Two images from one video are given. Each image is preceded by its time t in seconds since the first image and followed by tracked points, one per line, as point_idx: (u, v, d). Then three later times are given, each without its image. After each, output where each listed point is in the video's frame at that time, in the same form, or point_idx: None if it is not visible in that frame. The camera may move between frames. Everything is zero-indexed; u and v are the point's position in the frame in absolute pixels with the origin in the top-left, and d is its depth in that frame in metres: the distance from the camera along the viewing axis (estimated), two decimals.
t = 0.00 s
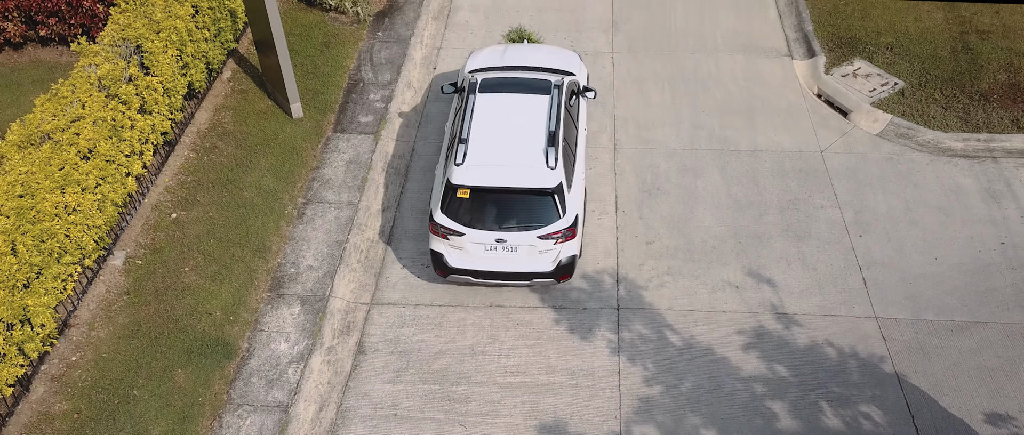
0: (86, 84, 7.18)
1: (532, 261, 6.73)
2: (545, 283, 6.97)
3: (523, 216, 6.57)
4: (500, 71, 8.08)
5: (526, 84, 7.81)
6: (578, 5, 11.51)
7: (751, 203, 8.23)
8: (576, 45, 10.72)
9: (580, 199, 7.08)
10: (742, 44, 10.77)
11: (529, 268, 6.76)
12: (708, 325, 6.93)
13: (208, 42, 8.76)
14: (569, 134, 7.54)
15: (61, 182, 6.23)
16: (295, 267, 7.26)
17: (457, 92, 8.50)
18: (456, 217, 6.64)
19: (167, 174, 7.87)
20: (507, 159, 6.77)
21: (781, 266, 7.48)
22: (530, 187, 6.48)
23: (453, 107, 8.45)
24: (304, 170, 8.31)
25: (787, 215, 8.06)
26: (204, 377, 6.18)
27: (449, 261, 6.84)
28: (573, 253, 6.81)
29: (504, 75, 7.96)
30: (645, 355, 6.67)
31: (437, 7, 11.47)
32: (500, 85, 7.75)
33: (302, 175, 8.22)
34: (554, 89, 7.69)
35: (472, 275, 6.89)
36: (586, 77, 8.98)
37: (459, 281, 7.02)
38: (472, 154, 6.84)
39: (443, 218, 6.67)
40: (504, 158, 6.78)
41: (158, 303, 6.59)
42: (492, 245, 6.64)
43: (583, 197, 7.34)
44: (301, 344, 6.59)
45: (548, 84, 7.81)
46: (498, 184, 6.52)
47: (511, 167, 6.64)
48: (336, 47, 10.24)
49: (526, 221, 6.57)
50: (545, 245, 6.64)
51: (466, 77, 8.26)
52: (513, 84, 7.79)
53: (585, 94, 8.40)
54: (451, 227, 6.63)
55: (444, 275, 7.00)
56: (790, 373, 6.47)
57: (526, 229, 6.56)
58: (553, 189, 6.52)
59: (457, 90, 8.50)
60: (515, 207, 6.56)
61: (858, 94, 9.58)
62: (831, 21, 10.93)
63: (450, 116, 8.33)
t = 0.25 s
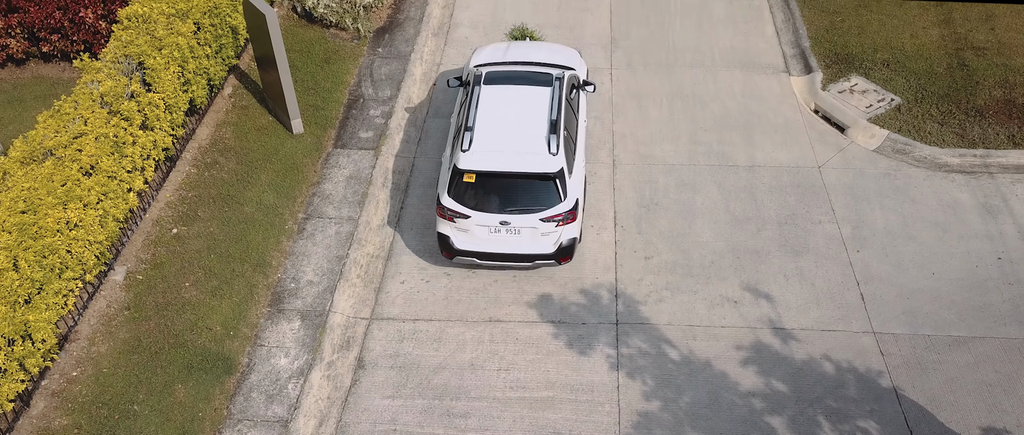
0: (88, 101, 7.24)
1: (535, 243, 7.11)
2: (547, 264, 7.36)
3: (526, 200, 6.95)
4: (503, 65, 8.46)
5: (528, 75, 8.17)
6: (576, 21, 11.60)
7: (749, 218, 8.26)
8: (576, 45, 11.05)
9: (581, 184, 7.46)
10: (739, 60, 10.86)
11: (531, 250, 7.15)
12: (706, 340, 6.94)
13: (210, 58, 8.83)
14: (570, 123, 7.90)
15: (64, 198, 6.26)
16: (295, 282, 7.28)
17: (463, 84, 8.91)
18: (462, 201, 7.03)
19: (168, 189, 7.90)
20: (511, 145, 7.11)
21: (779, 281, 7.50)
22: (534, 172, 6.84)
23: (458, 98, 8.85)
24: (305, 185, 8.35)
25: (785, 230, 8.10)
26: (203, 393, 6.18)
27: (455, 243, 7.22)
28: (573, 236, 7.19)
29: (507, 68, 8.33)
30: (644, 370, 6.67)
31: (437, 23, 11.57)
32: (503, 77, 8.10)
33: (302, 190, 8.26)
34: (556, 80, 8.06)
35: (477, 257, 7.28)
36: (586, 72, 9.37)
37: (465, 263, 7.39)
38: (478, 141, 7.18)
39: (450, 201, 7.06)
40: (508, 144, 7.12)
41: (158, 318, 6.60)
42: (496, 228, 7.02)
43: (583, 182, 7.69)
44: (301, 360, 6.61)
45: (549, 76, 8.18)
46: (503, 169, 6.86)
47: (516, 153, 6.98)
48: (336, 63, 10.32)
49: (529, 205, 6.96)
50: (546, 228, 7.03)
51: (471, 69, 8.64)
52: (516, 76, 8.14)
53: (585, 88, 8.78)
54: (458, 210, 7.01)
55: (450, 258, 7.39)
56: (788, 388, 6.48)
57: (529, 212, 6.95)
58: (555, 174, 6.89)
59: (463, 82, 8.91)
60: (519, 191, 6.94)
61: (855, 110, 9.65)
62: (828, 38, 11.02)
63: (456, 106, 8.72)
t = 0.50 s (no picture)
0: (90, 120, 7.29)
1: (536, 226, 7.49)
2: (548, 247, 7.73)
3: (528, 185, 7.34)
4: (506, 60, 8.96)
5: (529, 71, 8.64)
6: (574, 40, 11.72)
7: (746, 236, 8.30)
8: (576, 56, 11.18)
9: (580, 171, 7.86)
10: (736, 78, 10.96)
11: (533, 233, 7.52)
12: (704, 357, 6.95)
13: (211, 77, 8.91)
14: (569, 115, 8.35)
15: (65, 216, 6.29)
16: (294, 299, 7.29)
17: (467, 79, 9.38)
18: (467, 186, 7.43)
19: (168, 207, 7.94)
20: (513, 134, 7.55)
21: (776, 299, 7.53)
22: (535, 158, 7.25)
23: (463, 94, 9.31)
24: (305, 203, 8.40)
25: (782, 247, 8.14)
26: (203, 410, 6.18)
27: (460, 227, 7.61)
28: (573, 220, 7.57)
29: (509, 63, 8.81)
30: (642, 388, 6.68)
31: (436, 42, 11.69)
32: (506, 72, 8.58)
33: (302, 208, 8.30)
34: (556, 74, 8.52)
35: (481, 240, 7.65)
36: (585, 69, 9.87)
37: (470, 246, 7.79)
38: (482, 130, 7.62)
39: (455, 186, 7.45)
40: (511, 133, 7.56)
41: (158, 335, 6.62)
42: (499, 212, 7.42)
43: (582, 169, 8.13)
44: (300, 377, 6.62)
45: (550, 70, 8.65)
46: (506, 156, 7.29)
47: (518, 141, 7.42)
48: (336, 81, 10.40)
49: (530, 190, 7.34)
50: (547, 212, 7.41)
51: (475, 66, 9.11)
52: (517, 71, 8.62)
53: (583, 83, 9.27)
54: (462, 195, 7.41)
55: (456, 241, 7.77)
56: (785, 406, 6.49)
57: (530, 197, 7.33)
58: (556, 160, 7.29)
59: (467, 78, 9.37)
60: (521, 176, 7.35)
61: (851, 128, 9.72)
62: (824, 57, 11.13)
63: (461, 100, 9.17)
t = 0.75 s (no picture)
0: (91, 137, 7.33)
1: (537, 214, 7.92)
2: (549, 235, 8.15)
3: (530, 175, 7.81)
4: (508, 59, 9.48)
5: (530, 69, 9.16)
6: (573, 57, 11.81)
7: (744, 252, 8.33)
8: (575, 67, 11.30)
9: (580, 163, 8.33)
10: (733, 95, 11.04)
11: (534, 222, 7.95)
12: (702, 373, 6.96)
13: (212, 94, 8.97)
14: (568, 109, 8.85)
15: (66, 233, 6.31)
16: (294, 315, 7.30)
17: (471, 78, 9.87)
18: (471, 176, 7.89)
19: (169, 223, 7.96)
20: (516, 127, 8.04)
21: (774, 315, 7.54)
22: (536, 149, 7.74)
23: (467, 92, 9.79)
24: (305, 219, 8.43)
25: (780, 263, 8.16)
26: (202, 426, 6.18)
27: (465, 216, 8.03)
28: (572, 208, 8.00)
29: (511, 61, 9.31)
30: (640, 404, 6.69)
31: (436, 59, 11.78)
32: (508, 70, 9.08)
33: (302, 224, 8.33)
34: (555, 71, 9.03)
35: (484, 229, 8.07)
36: (583, 69, 10.39)
37: (473, 234, 8.20)
38: (486, 123, 8.11)
39: (460, 176, 7.91)
40: (513, 126, 8.05)
41: (158, 351, 6.63)
42: (502, 200, 7.85)
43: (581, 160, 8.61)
44: (300, 393, 6.62)
45: (549, 68, 9.17)
46: (509, 147, 7.78)
47: (520, 133, 7.90)
48: (337, 98, 10.48)
49: (532, 179, 7.80)
50: (548, 201, 7.86)
51: (478, 65, 9.60)
52: (518, 69, 9.14)
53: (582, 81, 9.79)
54: (467, 184, 7.85)
55: (460, 230, 8.19)
56: (783, 422, 6.50)
57: (532, 186, 7.79)
58: (555, 151, 7.78)
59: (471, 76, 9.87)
60: (522, 167, 7.83)
61: (848, 144, 9.79)
62: (821, 73, 11.23)
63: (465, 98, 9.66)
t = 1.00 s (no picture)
0: (93, 158, 7.37)
1: (539, 204, 8.40)
2: (550, 224, 8.63)
3: (531, 166, 8.29)
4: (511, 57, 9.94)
5: (532, 66, 9.58)
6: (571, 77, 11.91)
7: (741, 271, 8.36)
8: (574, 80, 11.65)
9: (579, 156, 8.80)
10: (731, 114, 11.12)
11: (536, 211, 8.43)
12: (701, 392, 6.98)
13: (212, 114, 9.04)
14: (569, 104, 9.29)
15: (67, 253, 6.34)
16: (293, 334, 7.33)
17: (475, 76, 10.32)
18: (476, 168, 8.35)
19: (170, 242, 8.01)
20: (518, 121, 8.50)
21: (772, 334, 7.56)
22: (538, 141, 8.22)
23: (471, 89, 10.24)
24: (305, 237, 8.46)
25: (777, 282, 8.19)
26: None
27: (470, 205, 8.50)
28: (572, 198, 8.48)
29: (513, 58, 9.76)
30: (639, 423, 6.71)
31: (436, 78, 11.88)
32: (510, 67, 9.50)
33: (301, 243, 8.36)
34: (556, 68, 9.45)
35: (488, 218, 8.55)
36: (582, 68, 10.85)
37: (478, 224, 8.68)
38: (489, 117, 8.56)
39: (466, 168, 8.38)
40: (516, 119, 8.50)
41: (157, 371, 6.68)
42: (505, 190, 8.34)
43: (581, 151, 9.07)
44: (299, 413, 6.68)
45: (550, 66, 9.59)
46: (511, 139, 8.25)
47: (523, 126, 8.37)
48: (337, 118, 10.55)
49: (533, 170, 8.29)
50: (549, 191, 8.33)
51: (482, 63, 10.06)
52: (521, 66, 9.56)
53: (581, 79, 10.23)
54: (472, 175, 8.33)
55: (465, 219, 8.66)
56: None
57: (533, 176, 8.27)
58: (556, 143, 8.26)
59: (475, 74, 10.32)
60: (525, 159, 8.31)
61: (845, 164, 9.85)
62: (817, 93, 11.33)
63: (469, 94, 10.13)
